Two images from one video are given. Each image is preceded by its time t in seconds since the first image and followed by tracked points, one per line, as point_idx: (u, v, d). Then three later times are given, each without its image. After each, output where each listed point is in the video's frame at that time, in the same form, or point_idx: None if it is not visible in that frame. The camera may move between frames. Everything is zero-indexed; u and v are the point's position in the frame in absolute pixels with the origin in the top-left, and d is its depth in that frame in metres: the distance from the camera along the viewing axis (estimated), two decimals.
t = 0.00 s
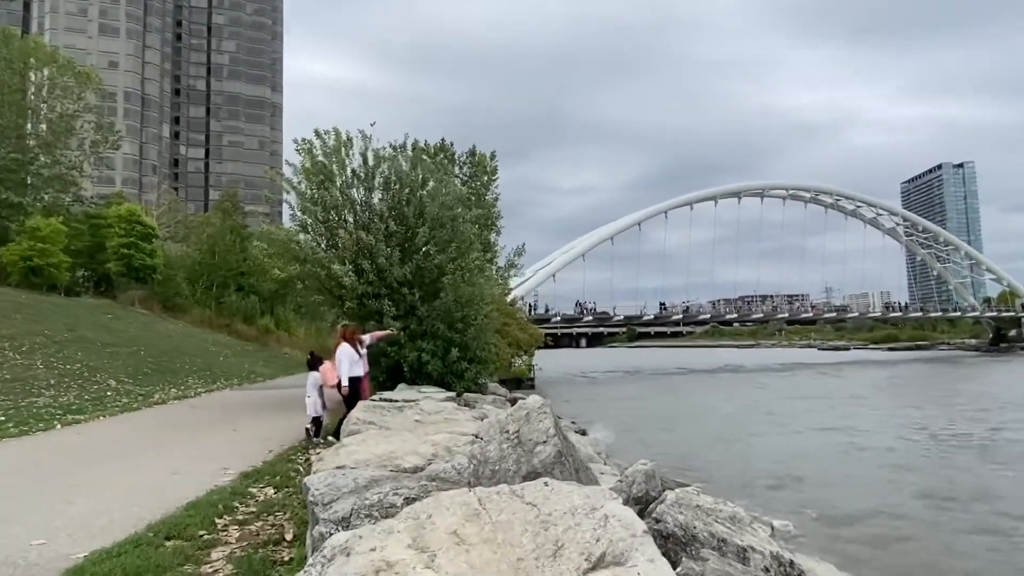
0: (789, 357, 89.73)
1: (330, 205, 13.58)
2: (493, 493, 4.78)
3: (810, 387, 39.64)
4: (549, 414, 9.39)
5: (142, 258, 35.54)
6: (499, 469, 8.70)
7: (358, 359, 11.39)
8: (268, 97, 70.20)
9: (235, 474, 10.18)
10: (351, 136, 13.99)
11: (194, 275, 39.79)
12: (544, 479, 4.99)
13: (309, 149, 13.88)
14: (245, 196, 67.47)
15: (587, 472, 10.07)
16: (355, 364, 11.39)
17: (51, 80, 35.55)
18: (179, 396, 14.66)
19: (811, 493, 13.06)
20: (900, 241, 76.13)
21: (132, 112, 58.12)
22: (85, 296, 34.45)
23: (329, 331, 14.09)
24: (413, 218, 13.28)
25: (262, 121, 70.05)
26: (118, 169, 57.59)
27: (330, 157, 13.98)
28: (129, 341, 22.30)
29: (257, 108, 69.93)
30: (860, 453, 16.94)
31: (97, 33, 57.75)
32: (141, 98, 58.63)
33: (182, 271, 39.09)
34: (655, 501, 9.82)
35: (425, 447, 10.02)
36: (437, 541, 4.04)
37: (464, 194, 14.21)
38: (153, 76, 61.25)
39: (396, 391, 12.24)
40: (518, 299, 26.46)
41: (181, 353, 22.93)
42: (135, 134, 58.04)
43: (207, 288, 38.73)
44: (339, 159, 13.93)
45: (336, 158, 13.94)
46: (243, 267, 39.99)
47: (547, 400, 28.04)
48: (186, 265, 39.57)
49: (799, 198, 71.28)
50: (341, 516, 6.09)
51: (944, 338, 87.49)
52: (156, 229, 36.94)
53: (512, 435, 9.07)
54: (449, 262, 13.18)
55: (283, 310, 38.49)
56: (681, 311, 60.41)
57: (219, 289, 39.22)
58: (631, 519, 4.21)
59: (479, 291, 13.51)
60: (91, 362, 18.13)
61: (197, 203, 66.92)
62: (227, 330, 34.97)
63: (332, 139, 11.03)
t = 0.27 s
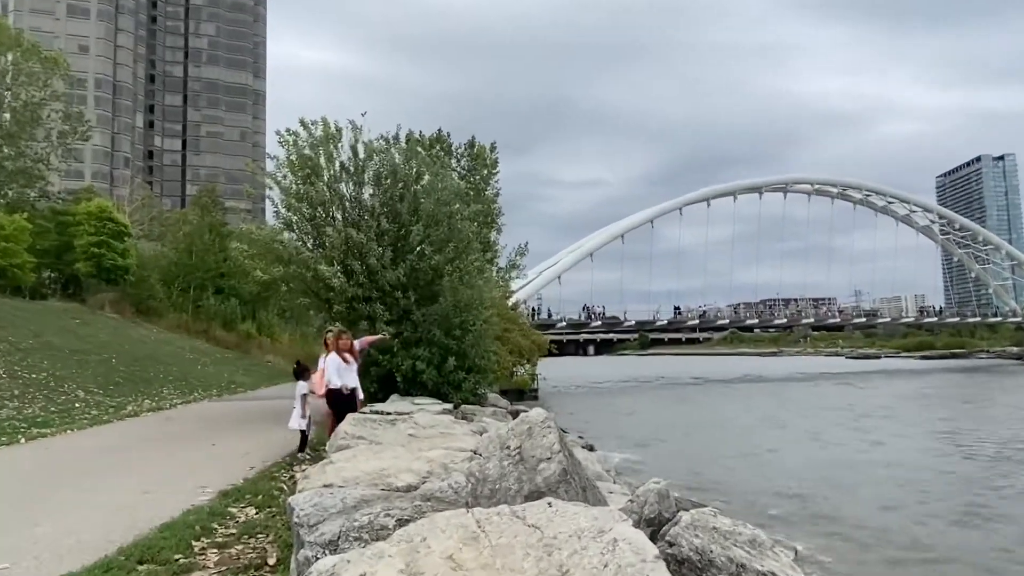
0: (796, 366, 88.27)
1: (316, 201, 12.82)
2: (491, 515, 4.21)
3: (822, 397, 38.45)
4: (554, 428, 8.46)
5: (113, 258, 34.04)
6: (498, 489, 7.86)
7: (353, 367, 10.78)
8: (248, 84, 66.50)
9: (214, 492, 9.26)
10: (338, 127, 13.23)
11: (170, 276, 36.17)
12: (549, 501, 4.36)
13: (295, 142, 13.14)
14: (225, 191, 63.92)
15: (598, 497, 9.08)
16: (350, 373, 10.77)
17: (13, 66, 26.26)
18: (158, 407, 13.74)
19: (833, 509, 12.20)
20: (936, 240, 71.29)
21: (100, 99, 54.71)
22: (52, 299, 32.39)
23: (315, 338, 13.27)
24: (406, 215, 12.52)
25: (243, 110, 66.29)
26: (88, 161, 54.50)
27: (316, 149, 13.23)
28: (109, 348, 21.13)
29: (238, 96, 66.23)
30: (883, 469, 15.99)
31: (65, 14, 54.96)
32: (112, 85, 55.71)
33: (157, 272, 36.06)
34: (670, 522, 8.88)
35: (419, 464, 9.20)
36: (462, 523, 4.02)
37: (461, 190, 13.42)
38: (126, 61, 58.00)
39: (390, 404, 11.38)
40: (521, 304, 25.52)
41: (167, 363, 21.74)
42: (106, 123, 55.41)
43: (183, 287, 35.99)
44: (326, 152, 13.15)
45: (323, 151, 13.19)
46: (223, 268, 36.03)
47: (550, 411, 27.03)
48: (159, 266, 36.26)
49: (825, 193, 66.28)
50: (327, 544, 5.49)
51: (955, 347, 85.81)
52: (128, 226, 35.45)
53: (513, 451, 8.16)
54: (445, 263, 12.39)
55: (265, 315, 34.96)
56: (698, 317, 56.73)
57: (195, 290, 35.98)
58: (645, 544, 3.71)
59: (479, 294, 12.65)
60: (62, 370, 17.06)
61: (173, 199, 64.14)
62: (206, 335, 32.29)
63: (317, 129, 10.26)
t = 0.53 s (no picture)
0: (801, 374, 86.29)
1: (289, 188, 11.53)
2: (496, 553, 4.91)
3: (833, 411, 36.96)
4: (565, 453, 7.42)
5: (55, 253, 27.85)
6: (500, 522, 6.83)
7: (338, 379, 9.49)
8: (212, 54, 59.71)
9: (171, 525, 7.88)
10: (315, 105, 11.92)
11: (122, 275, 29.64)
12: (556, 536, 5.02)
13: (265, 120, 11.84)
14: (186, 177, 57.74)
15: (613, 530, 7.73)
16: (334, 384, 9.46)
17: None
18: (108, 426, 12.23)
19: (874, 543, 10.89)
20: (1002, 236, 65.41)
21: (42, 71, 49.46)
22: None
23: (288, 343, 11.92)
24: (395, 206, 11.29)
25: (207, 83, 59.70)
26: (28, 141, 49.46)
27: (291, 129, 11.93)
28: (54, 352, 18.37)
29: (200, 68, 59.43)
30: (917, 496, 14.71)
31: None
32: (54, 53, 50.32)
33: (105, 271, 29.32)
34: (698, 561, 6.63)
35: (408, 493, 7.88)
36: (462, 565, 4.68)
37: (459, 177, 12.15)
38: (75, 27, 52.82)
39: (373, 424, 10.13)
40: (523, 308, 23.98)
41: (108, 359, 19.48)
42: (48, 96, 49.82)
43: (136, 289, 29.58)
44: (302, 133, 11.89)
45: (299, 132, 11.94)
46: (184, 265, 29.86)
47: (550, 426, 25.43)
48: (109, 263, 29.52)
49: (879, 182, 58.70)
50: None
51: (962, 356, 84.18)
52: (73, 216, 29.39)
53: (517, 479, 7.18)
54: (440, 262, 11.16)
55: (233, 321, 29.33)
56: (729, 324, 51.57)
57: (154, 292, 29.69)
58: None
59: (479, 297, 11.42)
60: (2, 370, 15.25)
61: (125, 184, 57.80)
62: (162, 343, 26.88)
63: (293, 105, 8.97)
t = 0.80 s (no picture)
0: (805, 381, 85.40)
1: (283, 181, 11.16)
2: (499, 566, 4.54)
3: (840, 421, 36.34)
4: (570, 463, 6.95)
5: (35, 249, 27.84)
6: (501, 535, 6.38)
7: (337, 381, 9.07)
8: (202, 40, 59.32)
9: (154, 536, 7.40)
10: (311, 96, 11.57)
11: (105, 270, 28.45)
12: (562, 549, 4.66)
13: (258, 110, 11.42)
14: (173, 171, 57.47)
15: (620, 543, 7.18)
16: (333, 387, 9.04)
17: None
18: (93, 431, 11.79)
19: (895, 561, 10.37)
20: None
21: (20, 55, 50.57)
22: None
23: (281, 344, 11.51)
24: (393, 200, 10.93)
25: (196, 71, 59.19)
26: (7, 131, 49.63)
27: (286, 120, 11.55)
28: (34, 352, 18.02)
29: (190, 55, 59.10)
30: (931, 510, 14.15)
31: None
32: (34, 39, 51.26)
33: (88, 266, 28.21)
34: None
35: (406, 503, 7.43)
36: (460, 575, 4.33)
37: (460, 172, 11.74)
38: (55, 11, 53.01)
39: (370, 431, 9.67)
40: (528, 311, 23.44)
41: (93, 359, 19.21)
42: (27, 84, 50.52)
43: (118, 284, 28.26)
44: (294, 124, 11.49)
45: (293, 123, 11.55)
46: (171, 262, 28.33)
47: (552, 433, 24.96)
48: (92, 258, 28.62)
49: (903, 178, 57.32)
50: None
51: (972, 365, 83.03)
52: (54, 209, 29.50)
53: (520, 490, 6.72)
54: (440, 259, 10.79)
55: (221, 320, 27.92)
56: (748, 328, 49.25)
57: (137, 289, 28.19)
58: None
59: (480, 298, 11.02)
60: None
61: (109, 177, 57.68)
62: (148, 344, 25.63)
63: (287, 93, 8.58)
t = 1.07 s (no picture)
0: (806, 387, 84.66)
1: (271, 170, 10.66)
2: None
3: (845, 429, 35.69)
4: (578, 473, 6.33)
5: (6, 241, 25.61)
6: (501, 550, 5.96)
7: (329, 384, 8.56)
8: (185, 20, 59.76)
9: (133, 547, 6.89)
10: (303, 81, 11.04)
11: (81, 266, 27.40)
12: None
13: (245, 95, 10.92)
14: (153, 159, 57.37)
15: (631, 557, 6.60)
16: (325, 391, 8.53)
17: None
18: (73, 437, 11.23)
19: None
20: None
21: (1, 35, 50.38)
22: None
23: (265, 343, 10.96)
24: (391, 191, 10.51)
25: (178, 53, 59.36)
26: None
27: (277, 106, 10.99)
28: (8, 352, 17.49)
29: (172, 34, 59.36)
30: (950, 527, 13.54)
31: None
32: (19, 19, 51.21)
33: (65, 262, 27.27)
34: None
35: (401, 515, 6.90)
36: None
37: (461, 162, 11.29)
38: None
39: (363, 439, 9.14)
40: (531, 311, 22.84)
41: (61, 357, 18.52)
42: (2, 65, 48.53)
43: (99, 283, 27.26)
44: (282, 108, 10.95)
45: (282, 107, 11.01)
46: (152, 256, 27.48)
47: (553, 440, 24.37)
48: (67, 252, 27.51)
49: (933, 172, 56.04)
50: None
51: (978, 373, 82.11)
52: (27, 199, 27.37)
53: (522, 503, 6.18)
54: (438, 255, 10.36)
55: (203, 320, 27.79)
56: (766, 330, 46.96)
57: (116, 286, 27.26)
58: None
59: (481, 297, 10.53)
60: None
61: (86, 165, 57.17)
62: (126, 345, 25.08)
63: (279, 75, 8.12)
